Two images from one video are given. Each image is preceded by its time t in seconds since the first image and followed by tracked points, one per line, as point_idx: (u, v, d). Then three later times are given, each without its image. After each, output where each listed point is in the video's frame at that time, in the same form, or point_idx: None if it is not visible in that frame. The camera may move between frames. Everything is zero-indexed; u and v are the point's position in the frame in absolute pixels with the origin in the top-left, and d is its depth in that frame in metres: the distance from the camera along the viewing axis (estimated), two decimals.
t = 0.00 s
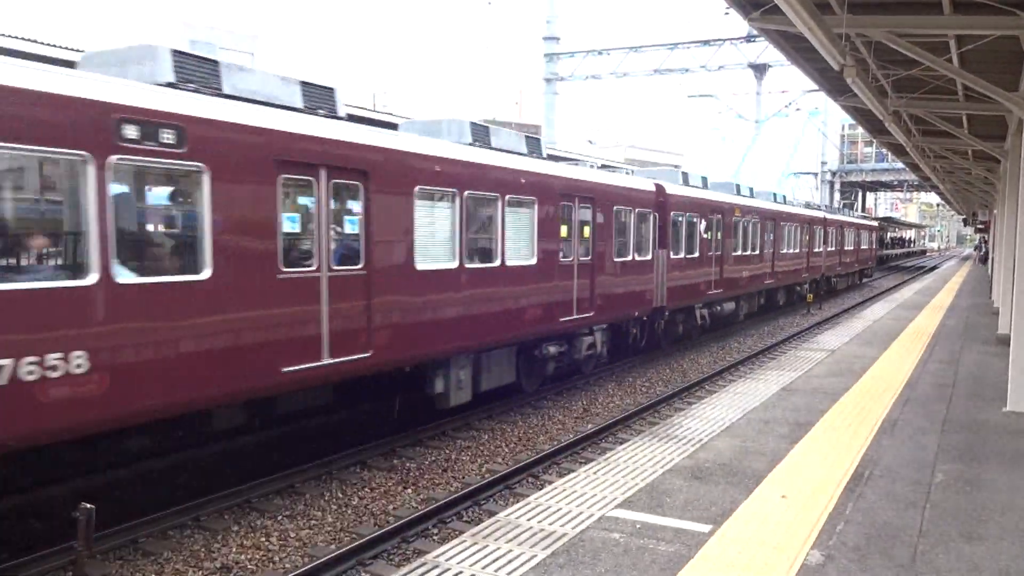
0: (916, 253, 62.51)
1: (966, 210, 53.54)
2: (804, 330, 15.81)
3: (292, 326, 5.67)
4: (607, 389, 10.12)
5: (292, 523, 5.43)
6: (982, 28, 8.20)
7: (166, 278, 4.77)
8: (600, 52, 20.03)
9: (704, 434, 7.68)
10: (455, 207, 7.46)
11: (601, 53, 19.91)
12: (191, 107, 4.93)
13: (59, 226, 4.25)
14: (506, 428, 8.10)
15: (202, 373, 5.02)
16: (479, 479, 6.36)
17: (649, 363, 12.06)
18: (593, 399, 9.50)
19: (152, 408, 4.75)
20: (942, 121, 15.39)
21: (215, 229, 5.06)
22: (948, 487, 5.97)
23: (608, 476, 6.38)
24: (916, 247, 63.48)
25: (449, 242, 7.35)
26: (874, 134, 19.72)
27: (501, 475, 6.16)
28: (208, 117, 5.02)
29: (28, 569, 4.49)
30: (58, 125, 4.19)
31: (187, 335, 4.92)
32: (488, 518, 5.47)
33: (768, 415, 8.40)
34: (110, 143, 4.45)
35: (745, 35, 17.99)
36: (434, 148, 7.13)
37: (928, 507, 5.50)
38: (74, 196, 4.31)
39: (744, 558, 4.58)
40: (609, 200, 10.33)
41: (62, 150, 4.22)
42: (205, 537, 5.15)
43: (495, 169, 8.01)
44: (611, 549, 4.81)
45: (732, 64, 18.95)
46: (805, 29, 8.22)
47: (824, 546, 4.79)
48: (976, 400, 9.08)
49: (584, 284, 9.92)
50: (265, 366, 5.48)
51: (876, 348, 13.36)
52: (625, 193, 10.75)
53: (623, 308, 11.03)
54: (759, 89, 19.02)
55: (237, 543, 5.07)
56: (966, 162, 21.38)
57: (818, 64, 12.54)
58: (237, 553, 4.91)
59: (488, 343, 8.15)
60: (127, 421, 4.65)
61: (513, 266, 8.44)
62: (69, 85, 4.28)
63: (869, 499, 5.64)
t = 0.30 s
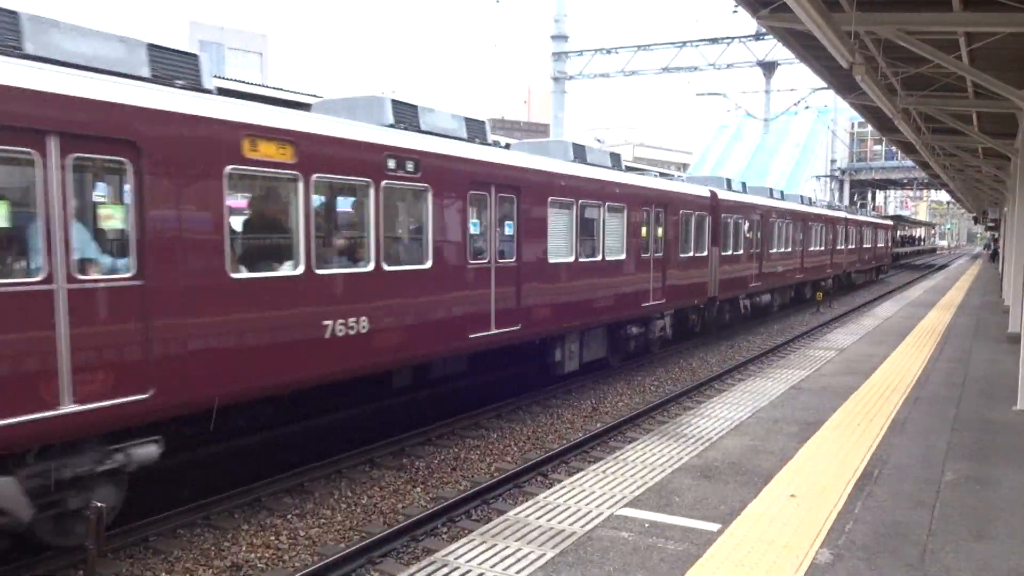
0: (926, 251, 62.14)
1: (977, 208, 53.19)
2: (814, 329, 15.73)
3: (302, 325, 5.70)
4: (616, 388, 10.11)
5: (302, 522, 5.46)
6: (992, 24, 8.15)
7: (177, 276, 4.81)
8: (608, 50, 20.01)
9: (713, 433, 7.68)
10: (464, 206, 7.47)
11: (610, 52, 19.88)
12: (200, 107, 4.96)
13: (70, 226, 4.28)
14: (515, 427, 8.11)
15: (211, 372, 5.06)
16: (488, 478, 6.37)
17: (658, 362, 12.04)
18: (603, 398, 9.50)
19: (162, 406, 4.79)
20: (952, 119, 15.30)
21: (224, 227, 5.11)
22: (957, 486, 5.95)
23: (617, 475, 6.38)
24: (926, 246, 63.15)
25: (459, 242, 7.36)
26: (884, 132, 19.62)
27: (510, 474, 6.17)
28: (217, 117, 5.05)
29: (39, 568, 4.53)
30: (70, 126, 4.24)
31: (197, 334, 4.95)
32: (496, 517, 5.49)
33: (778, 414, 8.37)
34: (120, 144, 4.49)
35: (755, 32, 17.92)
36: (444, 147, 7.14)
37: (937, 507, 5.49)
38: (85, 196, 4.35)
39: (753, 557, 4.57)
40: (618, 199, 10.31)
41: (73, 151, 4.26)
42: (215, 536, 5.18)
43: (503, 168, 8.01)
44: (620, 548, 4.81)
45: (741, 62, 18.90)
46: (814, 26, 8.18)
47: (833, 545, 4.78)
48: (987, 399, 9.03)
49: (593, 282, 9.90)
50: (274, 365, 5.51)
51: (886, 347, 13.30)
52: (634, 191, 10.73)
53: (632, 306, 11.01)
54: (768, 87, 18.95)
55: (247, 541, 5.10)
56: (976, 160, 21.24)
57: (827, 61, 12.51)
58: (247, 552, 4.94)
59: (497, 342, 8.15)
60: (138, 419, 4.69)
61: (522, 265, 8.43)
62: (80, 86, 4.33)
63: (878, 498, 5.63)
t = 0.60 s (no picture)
0: (927, 250, 61.96)
1: (977, 207, 53.13)
2: (814, 328, 15.71)
3: (301, 325, 5.70)
4: (615, 388, 10.11)
5: (301, 522, 5.46)
6: (991, 22, 8.15)
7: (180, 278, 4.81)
8: (607, 49, 19.99)
9: (713, 432, 7.67)
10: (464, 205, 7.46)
11: (608, 51, 19.87)
12: (201, 107, 4.95)
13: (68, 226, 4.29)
14: (514, 426, 8.11)
15: (212, 372, 5.05)
16: (487, 478, 6.37)
17: (657, 361, 12.04)
18: (601, 398, 9.50)
19: (162, 407, 4.78)
20: (951, 117, 15.32)
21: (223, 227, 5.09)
22: (956, 484, 5.96)
23: (616, 474, 6.38)
24: (927, 245, 63.06)
25: (458, 241, 7.36)
26: (883, 131, 19.62)
27: (509, 473, 6.17)
28: (217, 117, 5.03)
29: (38, 568, 4.52)
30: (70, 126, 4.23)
31: (197, 334, 4.94)
32: (496, 516, 5.49)
33: (778, 413, 8.37)
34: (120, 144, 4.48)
35: (754, 31, 17.91)
36: (444, 146, 7.13)
37: (936, 506, 5.49)
38: (82, 197, 4.35)
39: (753, 556, 4.57)
40: (619, 200, 10.31)
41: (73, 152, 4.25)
42: (214, 536, 5.18)
43: (503, 168, 8.01)
44: (618, 547, 4.81)
45: (740, 61, 18.89)
46: (812, 25, 8.19)
47: (832, 544, 4.78)
48: (987, 398, 9.03)
49: (593, 281, 9.90)
50: (274, 365, 5.51)
51: (885, 346, 13.31)
52: (633, 190, 10.71)
53: (632, 306, 11.02)
54: (768, 86, 18.94)
55: (246, 541, 5.09)
56: (976, 158, 21.23)
57: (826, 60, 12.50)
58: (246, 551, 4.94)
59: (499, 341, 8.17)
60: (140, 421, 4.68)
61: (523, 263, 8.43)
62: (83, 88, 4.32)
63: (878, 497, 5.63)
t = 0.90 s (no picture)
0: (932, 248, 61.82)
1: (981, 204, 52.97)
2: (818, 327, 15.68)
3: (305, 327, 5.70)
4: (619, 387, 10.11)
5: (306, 522, 5.47)
6: (994, 20, 8.14)
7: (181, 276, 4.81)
8: (609, 48, 19.97)
9: (717, 432, 7.67)
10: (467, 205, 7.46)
11: (610, 50, 19.85)
12: (202, 111, 4.95)
13: (72, 227, 4.30)
14: (518, 426, 8.11)
15: (216, 373, 5.06)
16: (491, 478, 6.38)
17: (661, 361, 12.03)
18: (605, 397, 9.50)
19: (168, 408, 4.79)
20: (954, 115, 15.29)
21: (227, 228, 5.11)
22: (961, 482, 5.95)
23: (620, 474, 6.38)
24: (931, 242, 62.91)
25: (461, 242, 7.36)
26: (886, 128, 19.59)
27: (513, 473, 6.18)
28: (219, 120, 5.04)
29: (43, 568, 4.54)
30: (75, 129, 4.24)
31: (202, 335, 4.95)
32: (500, 516, 5.49)
33: (782, 412, 8.36)
34: (123, 146, 4.49)
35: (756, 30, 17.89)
36: (447, 147, 7.13)
37: (941, 504, 5.49)
38: (86, 198, 4.36)
39: (756, 555, 4.57)
40: (621, 199, 10.30)
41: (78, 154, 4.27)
42: (219, 536, 5.19)
43: (507, 169, 8.01)
44: (622, 547, 4.82)
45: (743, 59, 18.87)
46: (814, 24, 8.18)
47: (836, 542, 4.78)
48: (992, 396, 9.02)
49: (596, 281, 9.89)
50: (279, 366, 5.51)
51: (889, 344, 13.29)
52: (636, 190, 10.70)
53: (635, 305, 11.01)
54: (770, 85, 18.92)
55: (251, 541, 5.11)
56: (979, 156, 21.19)
57: (829, 58, 12.48)
58: (251, 552, 4.95)
59: (502, 340, 8.17)
60: (145, 422, 4.68)
61: (526, 263, 8.43)
62: (84, 92, 4.32)
63: (882, 495, 5.63)
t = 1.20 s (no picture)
0: (934, 247, 61.71)
1: (983, 202, 52.86)
2: (820, 326, 15.65)
3: (307, 326, 5.71)
4: (621, 387, 10.10)
5: (308, 522, 5.48)
6: (995, 19, 8.14)
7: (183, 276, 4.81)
8: (610, 48, 19.97)
9: (719, 431, 7.66)
10: (467, 206, 7.47)
11: (612, 50, 19.84)
12: (203, 111, 4.96)
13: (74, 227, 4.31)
14: (520, 426, 8.11)
15: (219, 372, 5.08)
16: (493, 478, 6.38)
17: (663, 361, 12.01)
18: (607, 397, 9.49)
19: (172, 409, 4.81)
20: (956, 113, 15.29)
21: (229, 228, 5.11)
22: (963, 481, 5.95)
23: (622, 474, 6.37)
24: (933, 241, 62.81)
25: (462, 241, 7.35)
26: (888, 127, 19.59)
27: (515, 473, 6.18)
28: (219, 119, 5.04)
29: (45, 568, 4.56)
30: (75, 129, 4.25)
31: (204, 334, 4.97)
32: (502, 516, 5.50)
33: (783, 412, 8.35)
34: (123, 146, 4.49)
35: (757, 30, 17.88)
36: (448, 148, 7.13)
37: (942, 503, 5.48)
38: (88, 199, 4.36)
39: (757, 554, 4.58)
40: (623, 199, 10.29)
41: (78, 154, 4.27)
42: (221, 536, 5.20)
43: (508, 169, 8.00)
44: (624, 546, 4.82)
45: (744, 58, 18.86)
46: (815, 23, 8.18)
47: (837, 541, 4.78)
48: (994, 395, 9.01)
49: (598, 280, 9.89)
50: (281, 365, 5.53)
51: (891, 343, 13.27)
52: (638, 190, 10.70)
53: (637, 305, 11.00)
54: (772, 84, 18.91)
55: (253, 542, 5.12)
56: (981, 154, 21.17)
57: (830, 56, 12.47)
58: (253, 552, 4.96)
59: (504, 341, 8.17)
60: (149, 422, 4.70)
61: (527, 262, 8.43)
62: (83, 92, 4.32)
63: (884, 494, 5.63)
